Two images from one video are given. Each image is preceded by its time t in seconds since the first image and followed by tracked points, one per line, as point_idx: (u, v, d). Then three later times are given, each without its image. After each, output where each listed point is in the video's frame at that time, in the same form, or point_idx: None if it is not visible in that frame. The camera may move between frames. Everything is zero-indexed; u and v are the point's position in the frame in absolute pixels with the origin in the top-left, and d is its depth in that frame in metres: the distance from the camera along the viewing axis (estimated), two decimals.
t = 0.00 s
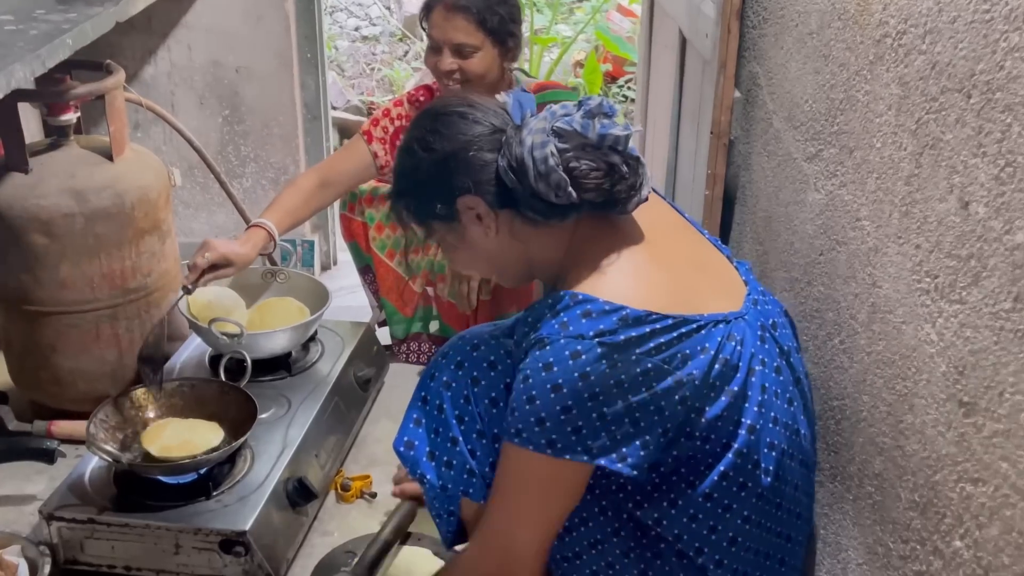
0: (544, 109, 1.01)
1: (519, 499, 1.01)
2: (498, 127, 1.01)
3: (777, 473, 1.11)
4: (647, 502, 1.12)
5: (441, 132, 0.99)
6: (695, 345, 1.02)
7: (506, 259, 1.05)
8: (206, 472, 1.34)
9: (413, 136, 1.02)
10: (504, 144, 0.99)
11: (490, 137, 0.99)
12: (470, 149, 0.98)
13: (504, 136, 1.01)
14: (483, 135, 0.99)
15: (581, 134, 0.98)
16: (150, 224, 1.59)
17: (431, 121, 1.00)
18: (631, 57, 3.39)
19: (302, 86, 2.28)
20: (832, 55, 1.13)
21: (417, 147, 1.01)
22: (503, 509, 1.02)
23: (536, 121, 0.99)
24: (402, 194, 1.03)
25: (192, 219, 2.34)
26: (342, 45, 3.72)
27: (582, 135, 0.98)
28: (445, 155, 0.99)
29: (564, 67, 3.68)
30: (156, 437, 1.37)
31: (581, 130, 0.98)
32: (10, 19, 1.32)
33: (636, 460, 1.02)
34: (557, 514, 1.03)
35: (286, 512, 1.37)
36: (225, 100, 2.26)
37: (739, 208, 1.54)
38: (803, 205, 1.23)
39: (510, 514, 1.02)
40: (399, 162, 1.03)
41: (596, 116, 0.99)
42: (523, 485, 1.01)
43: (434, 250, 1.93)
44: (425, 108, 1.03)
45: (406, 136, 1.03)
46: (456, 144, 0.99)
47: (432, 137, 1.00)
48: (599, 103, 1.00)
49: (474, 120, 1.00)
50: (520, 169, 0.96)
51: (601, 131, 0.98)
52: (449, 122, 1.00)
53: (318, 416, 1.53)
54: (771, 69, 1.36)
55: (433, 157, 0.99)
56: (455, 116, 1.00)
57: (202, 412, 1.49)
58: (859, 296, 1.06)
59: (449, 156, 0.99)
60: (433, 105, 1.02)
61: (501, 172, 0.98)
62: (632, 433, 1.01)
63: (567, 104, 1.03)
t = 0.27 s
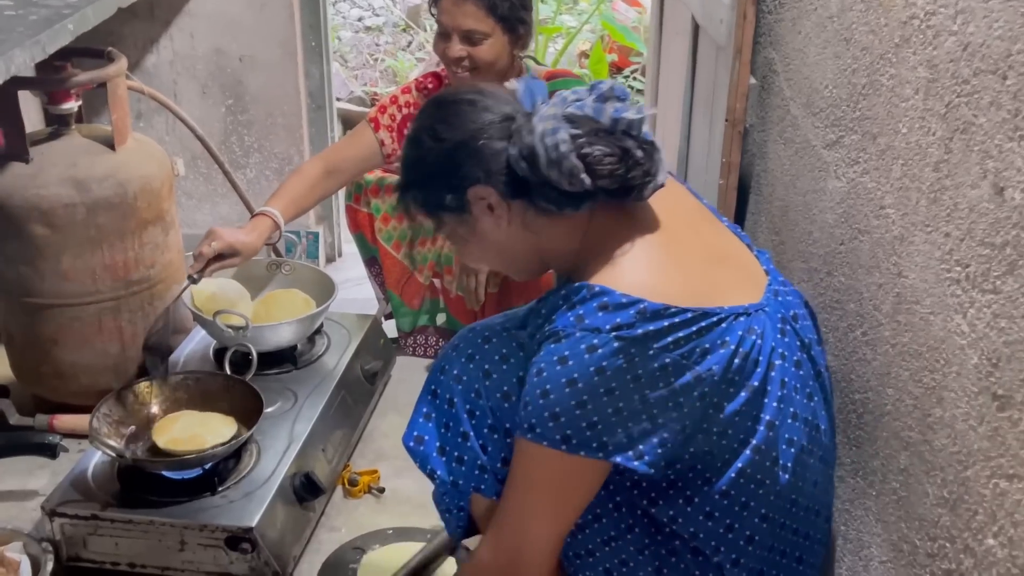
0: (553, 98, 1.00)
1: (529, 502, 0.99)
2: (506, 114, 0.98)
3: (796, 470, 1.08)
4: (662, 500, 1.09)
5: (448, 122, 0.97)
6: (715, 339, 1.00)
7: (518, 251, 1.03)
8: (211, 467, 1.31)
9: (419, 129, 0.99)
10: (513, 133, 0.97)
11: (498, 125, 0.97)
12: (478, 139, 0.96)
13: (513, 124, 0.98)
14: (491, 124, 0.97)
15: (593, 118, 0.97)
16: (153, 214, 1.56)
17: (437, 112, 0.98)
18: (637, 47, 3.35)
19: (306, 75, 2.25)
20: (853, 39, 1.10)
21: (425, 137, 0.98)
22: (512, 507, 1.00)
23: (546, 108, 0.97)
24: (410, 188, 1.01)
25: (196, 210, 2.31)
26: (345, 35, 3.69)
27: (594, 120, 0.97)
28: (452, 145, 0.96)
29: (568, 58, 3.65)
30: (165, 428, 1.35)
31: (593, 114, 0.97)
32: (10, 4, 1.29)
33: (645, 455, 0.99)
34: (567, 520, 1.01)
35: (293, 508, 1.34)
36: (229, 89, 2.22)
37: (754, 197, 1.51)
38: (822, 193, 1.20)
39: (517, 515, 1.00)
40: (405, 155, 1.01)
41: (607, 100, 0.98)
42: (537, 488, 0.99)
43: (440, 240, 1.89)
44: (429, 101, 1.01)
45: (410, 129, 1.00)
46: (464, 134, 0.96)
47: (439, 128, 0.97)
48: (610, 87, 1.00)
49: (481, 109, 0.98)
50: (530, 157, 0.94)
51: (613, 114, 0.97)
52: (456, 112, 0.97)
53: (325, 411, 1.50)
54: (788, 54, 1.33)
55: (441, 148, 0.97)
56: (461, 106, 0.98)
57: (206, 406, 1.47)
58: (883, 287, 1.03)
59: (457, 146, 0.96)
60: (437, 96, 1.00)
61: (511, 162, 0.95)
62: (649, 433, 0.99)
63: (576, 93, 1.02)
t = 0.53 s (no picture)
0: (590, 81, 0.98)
1: (562, 504, 0.96)
2: (541, 94, 0.98)
3: (808, 468, 1.08)
4: (673, 497, 1.09)
5: (484, 97, 0.96)
6: (732, 336, 1.00)
7: (540, 233, 1.02)
8: (216, 463, 1.32)
9: (452, 103, 0.98)
10: (548, 113, 0.96)
11: (532, 104, 0.96)
12: (514, 114, 0.95)
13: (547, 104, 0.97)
14: (525, 102, 0.96)
15: (631, 104, 0.95)
16: (158, 211, 1.57)
17: (472, 88, 0.98)
18: (639, 41, 3.35)
19: (309, 72, 2.26)
20: (855, 36, 1.10)
21: (458, 111, 0.97)
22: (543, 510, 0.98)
23: (583, 91, 0.96)
24: (440, 160, 1.00)
25: (199, 207, 2.31)
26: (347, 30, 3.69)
27: (631, 106, 0.95)
28: (485, 121, 0.95)
29: (570, 52, 3.65)
30: (177, 427, 1.36)
31: (631, 100, 0.95)
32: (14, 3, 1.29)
33: (666, 452, 0.97)
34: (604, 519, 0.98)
35: (297, 504, 1.35)
36: (232, 86, 2.23)
37: (755, 192, 1.52)
38: (824, 190, 1.21)
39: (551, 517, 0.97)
40: (435, 130, 1.00)
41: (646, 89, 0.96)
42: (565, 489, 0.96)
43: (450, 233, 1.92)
44: (463, 79, 1.00)
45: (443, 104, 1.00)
46: (498, 109, 0.95)
47: (474, 103, 0.96)
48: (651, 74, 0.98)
49: (516, 88, 0.97)
50: (564, 137, 0.93)
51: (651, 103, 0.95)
52: (492, 88, 0.97)
53: (328, 407, 1.51)
54: (789, 51, 1.33)
55: (474, 122, 0.96)
56: (497, 84, 0.97)
57: (210, 403, 1.47)
58: (885, 283, 1.03)
59: (490, 122, 0.95)
60: (473, 75, 1.00)
61: (545, 140, 0.94)
62: (672, 429, 0.97)
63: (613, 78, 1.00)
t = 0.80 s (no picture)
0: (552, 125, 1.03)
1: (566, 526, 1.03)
2: (506, 137, 1.03)
3: (773, 474, 1.12)
4: (650, 508, 1.13)
5: (451, 141, 1.01)
6: (694, 353, 1.05)
7: (505, 268, 1.08)
8: (210, 472, 1.37)
9: (420, 143, 1.03)
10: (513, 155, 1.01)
11: (499, 146, 1.02)
12: (480, 159, 1.01)
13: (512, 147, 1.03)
14: (491, 146, 1.02)
15: (592, 151, 1.00)
16: (154, 226, 1.62)
17: (436, 130, 1.02)
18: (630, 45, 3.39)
19: (301, 84, 2.30)
20: (819, 64, 1.15)
21: (426, 152, 1.02)
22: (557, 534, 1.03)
23: (547, 136, 1.01)
24: (409, 199, 1.05)
25: (194, 216, 2.36)
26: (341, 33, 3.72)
27: (593, 153, 1.00)
28: (454, 164, 1.01)
29: (562, 54, 3.68)
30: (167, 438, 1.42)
31: (593, 148, 1.00)
32: (14, 31, 1.35)
33: (643, 469, 1.00)
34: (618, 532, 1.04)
35: (289, 511, 1.40)
36: (226, 98, 2.27)
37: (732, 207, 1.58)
38: (792, 209, 1.26)
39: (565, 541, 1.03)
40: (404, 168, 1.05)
41: (607, 136, 1.01)
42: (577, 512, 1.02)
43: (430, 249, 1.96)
44: (429, 118, 1.05)
45: (411, 143, 1.04)
46: (466, 153, 1.01)
47: (441, 146, 1.01)
48: (612, 122, 1.02)
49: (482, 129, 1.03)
50: (530, 182, 0.99)
51: (611, 150, 1.01)
52: (459, 131, 1.02)
53: (320, 414, 1.56)
54: (760, 75, 1.38)
55: (444, 165, 1.01)
56: (464, 126, 1.02)
57: (205, 412, 1.53)
58: (845, 303, 1.08)
59: (458, 165, 1.01)
60: (439, 113, 1.05)
61: (510, 183, 1.00)
62: (648, 446, 1.01)
63: (575, 121, 1.05)
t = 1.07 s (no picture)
0: (546, 142, 1.06)
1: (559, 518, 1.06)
2: (501, 153, 1.08)
3: (752, 465, 1.16)
4: (639, 503, 1.17)
5: (449, 150, 1.05)
6: (675, 350, 1.10)
7: (489, 275, 1.12)
8: (210, 470, 1.41)
9: (416, 149, 1.07)
10: (506, 171, 1.06)
11: (493, 161, 1.07)
12: (474, 172, 1.05)
13: (505, 163, 1.08)
14: (487, 161, 1.06)
15: (583, 174, 1.05)
16: (154, 231, 1.66)
17: (433, 138, 1.07)
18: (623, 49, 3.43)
19: (299, 91, 2.35)
20: (795, 74, 1.19)
21: (422, 159, 1.06)
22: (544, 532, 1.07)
23: (541, 154, 1.04)
24: (401, 203, 1.09)
25: (194, 220, 2.41)
26: (339, 39, 3.77)
27: (584, 176, 1.05)
28: (449, 173, 1.05)
29: (557, 59, 3.72)
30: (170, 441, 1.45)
31: (584, 171, 1.05)
32: (19, 44, 1.40)
33: (632, 463, 1.05)
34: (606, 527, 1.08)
35: (286, 508, 1.45)
36: (224, 105, 2.32)
37: (716, 211, 1.64)
38: (771, 214, 1.30)
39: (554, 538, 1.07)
40: (396, 172, 1.08)
41: (598, 159, 1.05)
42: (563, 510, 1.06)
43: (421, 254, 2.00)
44: (425, 126, 1.09)
45: (406, 147, 1.08)
46: (461, 164, 1.05)
47: (438, 154, 1.05)
48: (605, 147, 1.05)
49: (477, 142, 1.07)
50: (521, 199, 1.04)
51: (602, 173, 1.05)
52: (456, 141, 1.06)
53: (317, 413, 1.61)
54: (743, 81, 1.45)
55: (439, 174, 1.05)
56: (461, 137, 1.07)
57: (205, 413, 1.57)
58: (819, 304, 1.12)
59: (453, 175, 1.05)
60: (436, 122, 1.09)
61: (502, 198, 1.05)
62: (636, 441, 1.06)
63: (568, 137, 1.08)
